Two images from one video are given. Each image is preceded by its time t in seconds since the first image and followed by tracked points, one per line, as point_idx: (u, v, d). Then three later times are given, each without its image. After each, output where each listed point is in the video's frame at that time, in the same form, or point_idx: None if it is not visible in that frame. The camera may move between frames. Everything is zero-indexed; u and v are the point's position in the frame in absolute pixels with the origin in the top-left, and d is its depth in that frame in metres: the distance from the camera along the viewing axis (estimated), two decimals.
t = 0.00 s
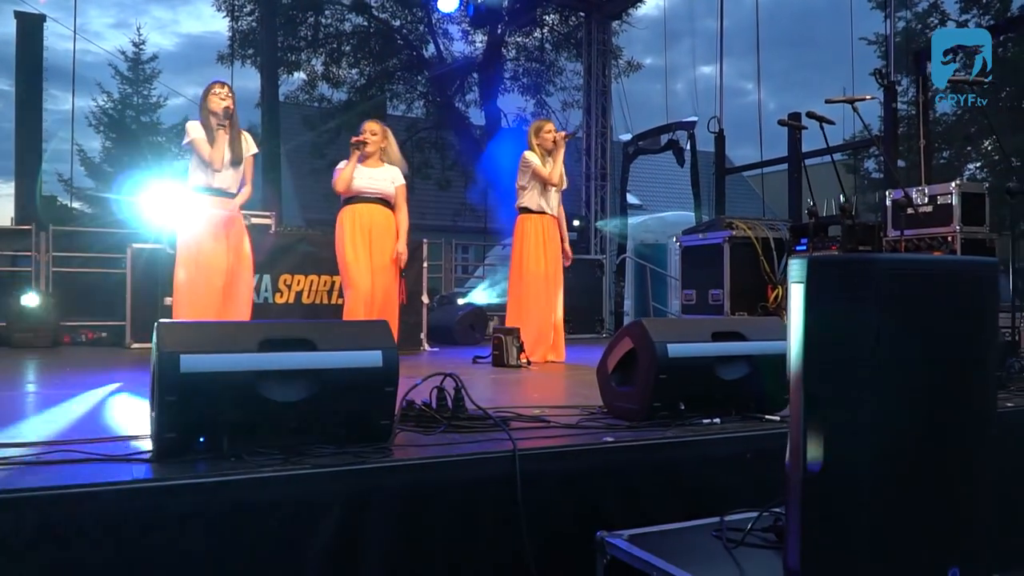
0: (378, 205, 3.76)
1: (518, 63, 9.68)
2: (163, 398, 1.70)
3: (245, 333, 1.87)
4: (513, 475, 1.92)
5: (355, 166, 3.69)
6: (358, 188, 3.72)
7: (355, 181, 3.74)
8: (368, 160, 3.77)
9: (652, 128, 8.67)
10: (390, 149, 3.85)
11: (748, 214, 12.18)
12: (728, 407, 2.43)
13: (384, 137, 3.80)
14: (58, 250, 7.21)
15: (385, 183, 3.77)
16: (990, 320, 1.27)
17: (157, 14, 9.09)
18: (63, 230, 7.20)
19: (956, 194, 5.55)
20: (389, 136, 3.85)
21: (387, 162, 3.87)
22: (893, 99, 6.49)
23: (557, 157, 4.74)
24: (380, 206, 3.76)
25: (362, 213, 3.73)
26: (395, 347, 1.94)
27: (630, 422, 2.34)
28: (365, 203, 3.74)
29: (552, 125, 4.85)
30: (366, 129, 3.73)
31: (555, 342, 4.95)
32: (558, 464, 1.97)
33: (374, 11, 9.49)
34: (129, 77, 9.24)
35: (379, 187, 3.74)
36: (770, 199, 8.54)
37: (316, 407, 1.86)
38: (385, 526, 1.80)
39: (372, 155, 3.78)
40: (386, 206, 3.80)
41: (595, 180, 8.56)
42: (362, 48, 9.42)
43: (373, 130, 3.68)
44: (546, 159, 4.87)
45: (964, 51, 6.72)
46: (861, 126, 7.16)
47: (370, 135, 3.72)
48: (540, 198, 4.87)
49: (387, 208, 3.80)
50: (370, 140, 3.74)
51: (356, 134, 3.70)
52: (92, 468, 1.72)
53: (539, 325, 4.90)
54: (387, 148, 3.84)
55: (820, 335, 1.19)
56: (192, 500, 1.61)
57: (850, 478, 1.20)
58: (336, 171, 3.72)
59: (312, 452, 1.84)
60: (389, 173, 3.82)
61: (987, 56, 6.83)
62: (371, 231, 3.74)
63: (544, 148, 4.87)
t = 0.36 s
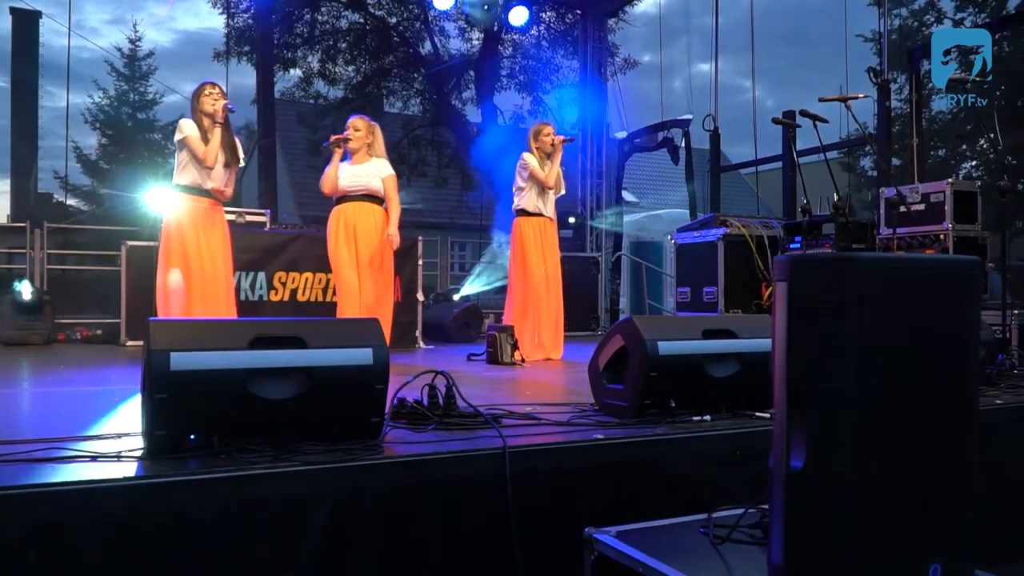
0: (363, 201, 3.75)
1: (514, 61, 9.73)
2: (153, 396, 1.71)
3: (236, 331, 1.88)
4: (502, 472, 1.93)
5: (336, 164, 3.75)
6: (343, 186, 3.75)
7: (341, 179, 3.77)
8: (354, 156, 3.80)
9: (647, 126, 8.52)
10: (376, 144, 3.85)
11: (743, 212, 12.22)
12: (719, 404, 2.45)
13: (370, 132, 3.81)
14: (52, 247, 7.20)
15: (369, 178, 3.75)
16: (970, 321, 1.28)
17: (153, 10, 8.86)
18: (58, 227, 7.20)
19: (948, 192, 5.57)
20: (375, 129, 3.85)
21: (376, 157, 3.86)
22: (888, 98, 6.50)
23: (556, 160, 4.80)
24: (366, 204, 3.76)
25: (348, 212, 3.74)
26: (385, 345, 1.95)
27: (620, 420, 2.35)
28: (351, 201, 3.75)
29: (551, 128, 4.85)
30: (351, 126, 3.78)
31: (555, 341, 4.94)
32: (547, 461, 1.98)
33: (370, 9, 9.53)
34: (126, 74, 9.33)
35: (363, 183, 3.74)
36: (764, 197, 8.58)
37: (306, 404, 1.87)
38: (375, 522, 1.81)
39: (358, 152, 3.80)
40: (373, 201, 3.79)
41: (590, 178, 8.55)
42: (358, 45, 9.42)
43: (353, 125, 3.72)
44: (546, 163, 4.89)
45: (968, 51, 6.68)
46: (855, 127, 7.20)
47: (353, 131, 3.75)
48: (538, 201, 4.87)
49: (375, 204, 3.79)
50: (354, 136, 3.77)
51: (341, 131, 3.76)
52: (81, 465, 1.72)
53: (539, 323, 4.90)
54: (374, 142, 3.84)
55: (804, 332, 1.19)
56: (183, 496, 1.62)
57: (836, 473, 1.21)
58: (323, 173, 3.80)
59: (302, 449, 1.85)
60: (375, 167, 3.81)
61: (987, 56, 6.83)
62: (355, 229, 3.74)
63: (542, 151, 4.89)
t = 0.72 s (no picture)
0: (358, 198, 3.77)
1: (509, 62, 9.74)
2: (144, 400, 1.71)
3: (227, 335, 1.89)
4: (494, 474, 1.94)
5: (331, 158, 3.70)
6: (337, 181, 3.72)
7: (334, 173, 3.72)
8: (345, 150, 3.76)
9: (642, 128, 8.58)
10: (363, 138, 3.84)
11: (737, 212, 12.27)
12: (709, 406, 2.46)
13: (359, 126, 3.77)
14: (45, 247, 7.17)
15: (363, 174, 3.77)
16: (954, 326, 1.30)
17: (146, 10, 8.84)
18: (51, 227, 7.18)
19: (939, 194, 5.61)
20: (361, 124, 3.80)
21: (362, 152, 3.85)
22: (880, 99, 6.53)
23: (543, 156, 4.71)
24: (360, 200, 3.77)
25: (342, 209, 3.73)
26: (377, 348, 1.97)
27: (612, 422, 2.36)
28: (345, 198, 3.74)
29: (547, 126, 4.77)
30: (341, 119, 3.71)
31: (547, 341, 5.03)
32: (539, 464, 1.99)
33: (366, 9, 9.53)
34: (120, 73, 9.16)
35: (358, 179, 3.75)
36: (758, 199, 8.60)
37: (298, 408, 1.88)
38: (367, 525, 1.81)
39: (348, 145, 3.77)
40: (365, 197, 3.80)
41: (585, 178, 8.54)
42: (353, 45, 9.42)
43: (346, 119, 3.67)
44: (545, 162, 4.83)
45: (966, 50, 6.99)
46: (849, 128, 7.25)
47: (345, 124, 3.69)
48: (528, 199, 4.86)
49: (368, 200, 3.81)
50: (347, 130, 3.71)
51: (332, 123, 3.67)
52: (73, 469, 1.73)
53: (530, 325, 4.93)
54: (362, 138, 3.82)
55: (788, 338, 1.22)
56: (175, 499, 1.62)
57: (820, 479, 1.23)
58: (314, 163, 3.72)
59: (294, 452, 1.86)
60: (365, 163, 3.81)
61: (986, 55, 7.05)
62: (351, 227, 3.75)
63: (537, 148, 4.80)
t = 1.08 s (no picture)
0: (349, 209, 3.79)
1: (500, 63, 9.74)
2: (131, 401, 1.71)
3: (215, 336, 1.89)
4: (482, 475, 1.94)
5: (328, 166, 3.66)
6: (332, 190, 3.72)
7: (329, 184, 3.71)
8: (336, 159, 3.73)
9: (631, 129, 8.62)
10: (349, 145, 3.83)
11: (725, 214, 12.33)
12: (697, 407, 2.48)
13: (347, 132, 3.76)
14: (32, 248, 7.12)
15: (355, 185, 3.78)
16: (938, 330, 1.31)
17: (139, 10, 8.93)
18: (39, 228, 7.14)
19: (926, 197, 5.66)
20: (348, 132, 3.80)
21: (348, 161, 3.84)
22: (868, 102, 6.57)
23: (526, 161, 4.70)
24: (352, 211, 3.80)
25: (333, 217, 3.74)
26: (365, 350, 1.97)
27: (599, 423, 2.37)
28: (337, 207, 3.75)
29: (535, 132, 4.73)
30: (331, 125, 3.68)
31: (535, 344, 5.01)
32: (527, 464, 2.00)
33: (356, 10, 9.51)
34: (109, 74, 9.15)
35: (352, 189, 3.76)
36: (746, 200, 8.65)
37: (285, 409, 1.88)
38: (355, 527, 1.82)
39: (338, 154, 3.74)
40: (354, 209, 3.84)
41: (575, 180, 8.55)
42: (343, 46, 9.42)
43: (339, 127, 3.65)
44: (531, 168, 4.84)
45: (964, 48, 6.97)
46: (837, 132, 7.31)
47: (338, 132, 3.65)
48: (513, 203, 4.84)
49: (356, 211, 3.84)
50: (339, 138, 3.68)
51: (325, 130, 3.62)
52: (60, 471, 1.72)
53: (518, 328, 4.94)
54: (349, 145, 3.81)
55: (772, 338, 1.25)
56: (163, 501, 1.62)
57: (802, 480, 1.24)
58: (308, 173, 3.66)
59: (282, 454, 1.86)
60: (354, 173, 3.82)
61: (986, 56, 7.08)
62: (345, 235, 3.76)
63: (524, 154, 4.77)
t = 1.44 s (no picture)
0: (335, 205, 3.77)
1: (491, 65, 9.74)
2: (123, 404, 1.70)
3: (207, 338, 1.88)
4: (475, 477, 1.94)
5: (309, 163, 3.68)
6: (315, 186, 3.72)
7: (311, 179, 3.72)
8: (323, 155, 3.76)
9: (622, 132, 8.66)
10: (343, 142, 3.87)
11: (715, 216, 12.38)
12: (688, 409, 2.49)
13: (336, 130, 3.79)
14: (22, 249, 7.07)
15: (340, 181, 3.78)
16: (924, 330, 1.33)
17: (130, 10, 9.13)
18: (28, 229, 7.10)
19: (915, 200, 5.70)
20: (341, 129, 3.85)
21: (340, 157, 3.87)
22: (857, 105, 6.61)
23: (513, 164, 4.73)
24: (335, 207, 3.77)
25: (317, 214, 3.73)
26: (357, 352, 1.97)
27: (591, 425, 2.38)
28: (321, 202, 3.74)
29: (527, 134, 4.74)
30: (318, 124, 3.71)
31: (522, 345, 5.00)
32: (520, 467, 2.00)
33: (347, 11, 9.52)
34: (98, 74, 9.20)
35: (337, 186, 3.76)
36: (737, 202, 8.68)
37: (277, 412, 1.88)
38: (347, 529, 1.82)
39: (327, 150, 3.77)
40: (340, 206, 3.81)
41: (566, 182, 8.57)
42: (335, 48, 9.38)
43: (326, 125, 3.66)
44: (523, 170, 4.85)
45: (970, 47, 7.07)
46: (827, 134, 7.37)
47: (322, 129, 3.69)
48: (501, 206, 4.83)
49: (343, 208, 3.81)
50: (326, 135, 3.71)
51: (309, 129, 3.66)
52: (51, 473, 1.71)
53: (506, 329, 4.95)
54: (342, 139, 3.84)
55: (763, 342, 1.23)
56: (155, 504, 1.61)
57: (792, 480, 1.25)
58: (290, 169, 3.68)
59: (275, 456, 1.86)
60: (344, 170, 3.83)
61: (987, 56, 7.22)
62: (326, 230, 3.74)
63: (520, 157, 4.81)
